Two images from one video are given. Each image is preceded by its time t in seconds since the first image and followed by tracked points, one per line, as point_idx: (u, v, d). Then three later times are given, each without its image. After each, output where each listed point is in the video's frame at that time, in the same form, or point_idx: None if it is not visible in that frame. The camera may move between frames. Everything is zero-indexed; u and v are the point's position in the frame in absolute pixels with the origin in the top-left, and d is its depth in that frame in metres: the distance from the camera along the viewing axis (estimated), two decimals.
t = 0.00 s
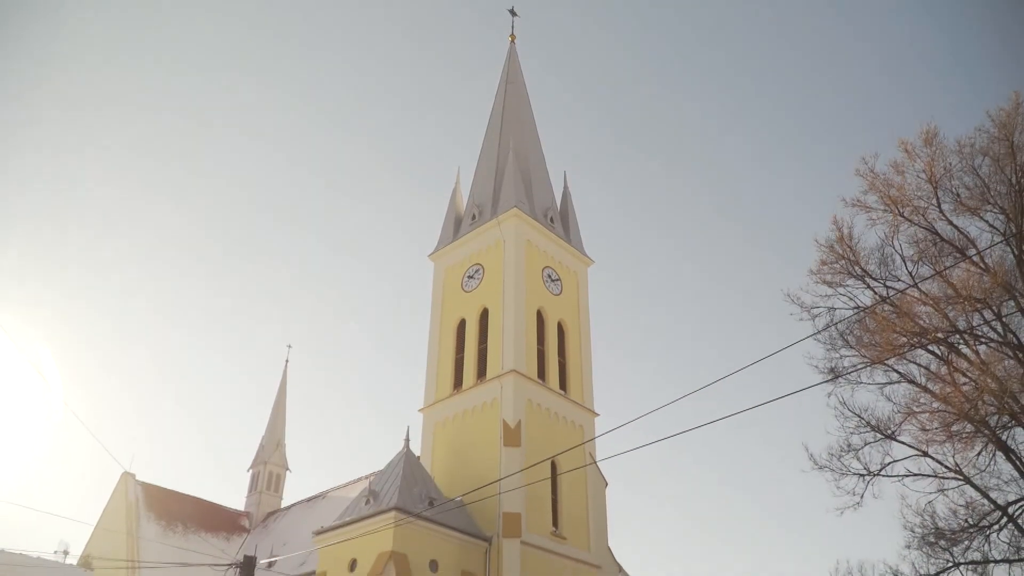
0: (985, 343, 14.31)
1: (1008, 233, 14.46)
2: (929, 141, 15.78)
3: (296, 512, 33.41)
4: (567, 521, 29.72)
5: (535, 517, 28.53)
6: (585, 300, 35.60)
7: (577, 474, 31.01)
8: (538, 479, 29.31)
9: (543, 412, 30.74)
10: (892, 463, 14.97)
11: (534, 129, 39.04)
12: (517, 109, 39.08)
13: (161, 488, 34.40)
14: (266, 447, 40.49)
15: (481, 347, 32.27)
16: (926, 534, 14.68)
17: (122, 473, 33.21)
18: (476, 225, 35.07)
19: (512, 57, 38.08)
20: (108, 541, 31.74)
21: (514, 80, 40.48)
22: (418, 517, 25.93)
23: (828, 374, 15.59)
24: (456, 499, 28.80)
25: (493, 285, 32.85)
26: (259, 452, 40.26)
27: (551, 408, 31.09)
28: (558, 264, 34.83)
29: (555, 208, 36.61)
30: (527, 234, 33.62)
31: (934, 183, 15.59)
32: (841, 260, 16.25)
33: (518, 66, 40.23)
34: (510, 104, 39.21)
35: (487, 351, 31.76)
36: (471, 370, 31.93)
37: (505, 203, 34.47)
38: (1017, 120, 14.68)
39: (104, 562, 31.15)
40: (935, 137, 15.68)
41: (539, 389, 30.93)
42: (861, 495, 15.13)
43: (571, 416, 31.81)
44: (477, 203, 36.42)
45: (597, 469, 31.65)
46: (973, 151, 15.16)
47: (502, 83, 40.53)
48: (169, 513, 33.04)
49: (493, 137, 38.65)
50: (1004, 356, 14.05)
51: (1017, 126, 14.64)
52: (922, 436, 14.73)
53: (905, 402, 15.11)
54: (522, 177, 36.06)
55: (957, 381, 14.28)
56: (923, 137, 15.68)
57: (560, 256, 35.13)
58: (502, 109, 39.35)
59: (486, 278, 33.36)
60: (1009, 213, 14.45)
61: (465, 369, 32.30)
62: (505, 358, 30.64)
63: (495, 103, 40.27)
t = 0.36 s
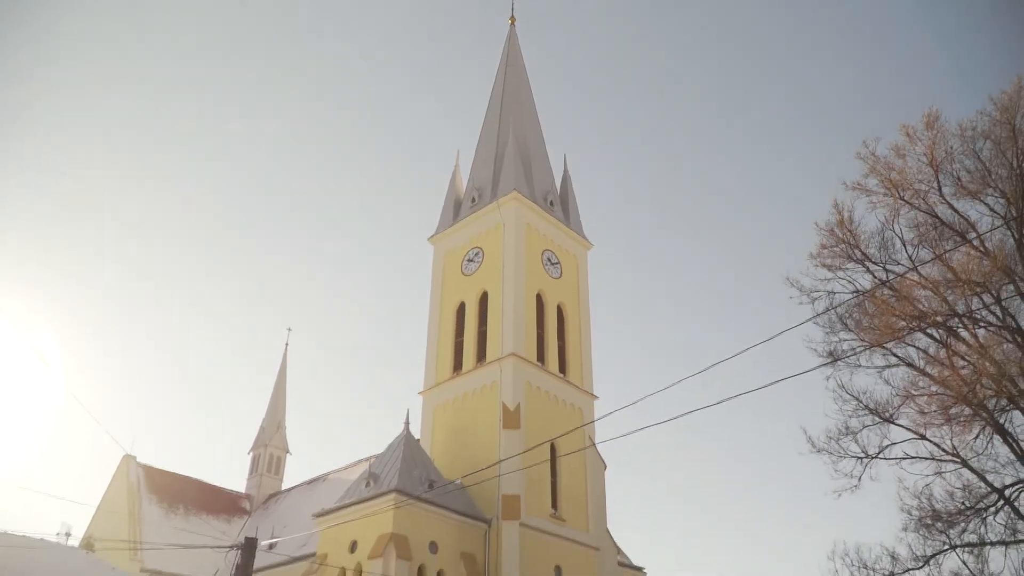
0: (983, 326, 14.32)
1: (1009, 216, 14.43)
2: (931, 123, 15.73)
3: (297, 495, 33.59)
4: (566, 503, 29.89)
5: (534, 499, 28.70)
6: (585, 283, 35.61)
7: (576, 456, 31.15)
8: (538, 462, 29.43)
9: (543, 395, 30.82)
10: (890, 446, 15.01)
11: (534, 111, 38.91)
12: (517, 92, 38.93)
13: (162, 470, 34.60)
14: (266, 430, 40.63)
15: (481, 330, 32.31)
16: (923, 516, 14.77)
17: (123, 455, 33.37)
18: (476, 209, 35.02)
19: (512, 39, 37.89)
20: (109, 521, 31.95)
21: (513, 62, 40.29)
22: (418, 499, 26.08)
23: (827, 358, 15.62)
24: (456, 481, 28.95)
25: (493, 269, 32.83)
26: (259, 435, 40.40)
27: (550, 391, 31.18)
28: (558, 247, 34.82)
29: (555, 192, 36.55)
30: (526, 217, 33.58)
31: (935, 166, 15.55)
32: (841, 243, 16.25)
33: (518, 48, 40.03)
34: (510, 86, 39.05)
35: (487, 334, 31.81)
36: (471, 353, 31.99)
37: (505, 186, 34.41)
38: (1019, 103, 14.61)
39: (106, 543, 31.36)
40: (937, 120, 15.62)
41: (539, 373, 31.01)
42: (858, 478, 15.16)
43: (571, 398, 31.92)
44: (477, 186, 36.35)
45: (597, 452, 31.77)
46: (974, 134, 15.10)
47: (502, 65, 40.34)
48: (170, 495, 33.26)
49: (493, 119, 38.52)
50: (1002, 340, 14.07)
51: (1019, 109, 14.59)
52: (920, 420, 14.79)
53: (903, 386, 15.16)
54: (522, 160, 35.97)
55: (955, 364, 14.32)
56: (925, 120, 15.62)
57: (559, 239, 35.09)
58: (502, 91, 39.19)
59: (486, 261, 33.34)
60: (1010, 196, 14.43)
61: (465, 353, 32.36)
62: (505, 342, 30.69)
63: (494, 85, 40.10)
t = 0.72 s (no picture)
0: (982, 305, 14.34)
1: (1010, 194, 14.39)
2: (933, 101, 15.64)
3: (297, 471, 33.80)
4: (565, 479, 30.09)
5: (533, 475, 28.88)
6: (585, 261, 35.59)
7: (575, 433, 31.32)
8: (536, 438, 29.59)
9: (542, 372, 30.92)
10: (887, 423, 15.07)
11: (534, 88, 38.70)
12: (517, 68, 38.69)
13: (162, 447, 34.77)
14: (266, 406, 40.79)
15: (480, 307, 32.35)
16: (919, 492, 14.89)
17: (124, 432, 33.52)
18: (475, 186, 34.92)
19: (512, 15, 37.59)
20: (110, 497, 32.15)
21: (514, 38, 40.01)
22: (418, 475, 26.27)
23: (826, 336, 15.66)
24: (456, 458, 29.12)
25: (492, 246, 32.80)
26: (260, 411, 40.55)
27: (549, 368, 31.28)
28: (558, 224, 34.77)
29: (555, 169, 36.46)
30: (526, 194, 33.48)
31: (937, 144, 15.49)
32: (841, 222, 16.23)
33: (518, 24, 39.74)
34: (510, 62, 38.80)
35: (486, 312, 31.85)
36: (471, 330, 32.04)
37: (505, 163, 34.31)
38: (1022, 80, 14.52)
39: (108, 518, 31.56)
40: (939, 97, 15.54)
41: (538, 350, 31.09)
42: (855, 456, 15.02)
43: (569, 375, 32.03)
44: (476, 163, 36.23)
45: (595, 428, 31.94)
46: (976, 112, 15.03)
47: (502, 41, 40.06)
48: (171, 472, 33.46)
49: (493, 96, 38.32)
50: (1001, 318, 14.09)
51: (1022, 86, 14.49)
52: (917, 397, 14.87)
53: (902, 363, 15.21)
54: (521, 137, 35.83)
55: (953, 342, 14.36)
56: (927, 98, 15.53)
57: (559, 217, 35.02)
58: (502, 67, 38.96)
59: (486, 238, 33.30)
60: (1011, 174, 14.38)
61: (464, 330, 32.43)
62: (504, 319, 30.75)
63: (494, 61, 39.84)
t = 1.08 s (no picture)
0: (981, 274, 14.32)
1: (1011, 163, 14.30)
2: (937, 68, 15.49)
3: (297, 437, 34.06)
4: (563, 445, 30.31)
5: (531, 441, 29.08)
6: (584, 229, 35.50)
7: (573, 400, 31.49)
8: (535, 405, 29.76)
9: (541, 340, 31.00)
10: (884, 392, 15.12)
11: (533, 54, 38.33)
12: (517, 34, 38.28)
13: (163, 414, 34.95)
14: (266, 373, 40.93)
15: (480, 275, 32.34)
16: (914, 460, 15.00)
17: (125, 399, 33.68)
18: (474, 153, 34.73)
19: None
20: (112, 463, 32.39)
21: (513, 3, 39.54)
22: (417, 442, 26.45)
23: (825, 304, 15.66)
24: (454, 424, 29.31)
25: (491, 214, 32.69)
26: (260, 378, 40.74)
27: (548, 336, 31.36)
28: (557, 192, 34.62)
29: (554, 136, 36.24)
30: (525, 161, 33.29)
31: (939, 112, 15.38)
32: (841, 190, 16.16)
33: None
34: (509, 28, 38.39)
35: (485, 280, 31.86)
36: (470, 298, 32.07)
37: (504, 129, 34.08)
38: None
39: (110, 483, 31.82)
40: (942, 64, 15.39)
41: (537, 318, 31.14)
42: (853, 425, 14.72)
43: (568, 343, 32.13)
44: (475, 130, 35.99)
45: (594, 396, 32.11)
46: (980, 80, 14.89)
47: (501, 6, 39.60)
48: (172, 438, 33.69)
49: (492, 62, 37.97)
50: (1000, 288, 14.08)
51: None
52: (914, 365, 14.92)
53: (900, 332, 15.24)
54: (521, 104, 35.56)
55: (952, 312, 14.38)
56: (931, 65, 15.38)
57: (559, 185, 34.85)
58: (501, 33, 38.55)
59: (485, 206, 33.18)
60: (1013, 143, 14.28)
61: (463, 298, 32.46)
62: (503, 287, 30.77)
63: (494, 27, 39.41)
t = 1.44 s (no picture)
0: (980, 234, 14.28)
1: (1014, 122, 14.15)
2: (941, 25, 15.26)
3: (297, 395, 34.28)
4: (561, 404, 30.53)
5: (529, 400, 29.26)
6: (583, 188, 35.30)
7: (570, 359, 31.62)
8: (533, 364, 29.88)
9: (538, 299, 31.01)
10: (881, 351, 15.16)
11: (532, 10, 37.73)
12: None
13: (163, 372, 35.07)
14: (266, 332, 41.05)
15: (478, 235, 32.28)
16: (909, 419, 15.12)
17: (125, 357, 33.77)
18: (472, 111, 34.39)
19: None
20: (114, 420, 32.61)
21: None
22: (416, 401, 26.59)
23: (823, 265, 15.63)
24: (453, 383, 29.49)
25: (489, 174, 32.49)
26: (259, 337, 40.86)
27: (546, 296, 31.35)
28: (556, 152, 34.35)
29: (554, 94, 35.86)
30: (523, 120, 32.97)
31: (942, 70, 15.18)
32: (842, 149, 16.02)
33: None
34: None
35: (484, 239, 31.80)
36: (468, 257, 32.04)
37: (502, 87, 33.71)
38: None
39: (112, 440, 32.10)
40: (947, 21, 15.15)
41: (535, 278, 31.12)
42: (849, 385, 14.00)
43: (566, 303, 32.14)
44: (473, 87, 35.60)
45: (592, 355, 32.24)
46: (984, 37, 14.67)
47: None
48: (172, 396, 33.88)
49: (491, 18, 37.41)
50: (999, 248, 14.04)
51: None
52: (911, 325, 14.95)
53: (897, 292, 15.24)
54: (520, 62, 35.12)
55: (950, 272, 14.36)
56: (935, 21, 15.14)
57: (557, 144, 34.55)
58: None
59: (483, 166, 32.97)
60: (1016, 101, 14.12)
61: (461, 258, 32.40)
62: (501, 246, 30.72)
63: None
